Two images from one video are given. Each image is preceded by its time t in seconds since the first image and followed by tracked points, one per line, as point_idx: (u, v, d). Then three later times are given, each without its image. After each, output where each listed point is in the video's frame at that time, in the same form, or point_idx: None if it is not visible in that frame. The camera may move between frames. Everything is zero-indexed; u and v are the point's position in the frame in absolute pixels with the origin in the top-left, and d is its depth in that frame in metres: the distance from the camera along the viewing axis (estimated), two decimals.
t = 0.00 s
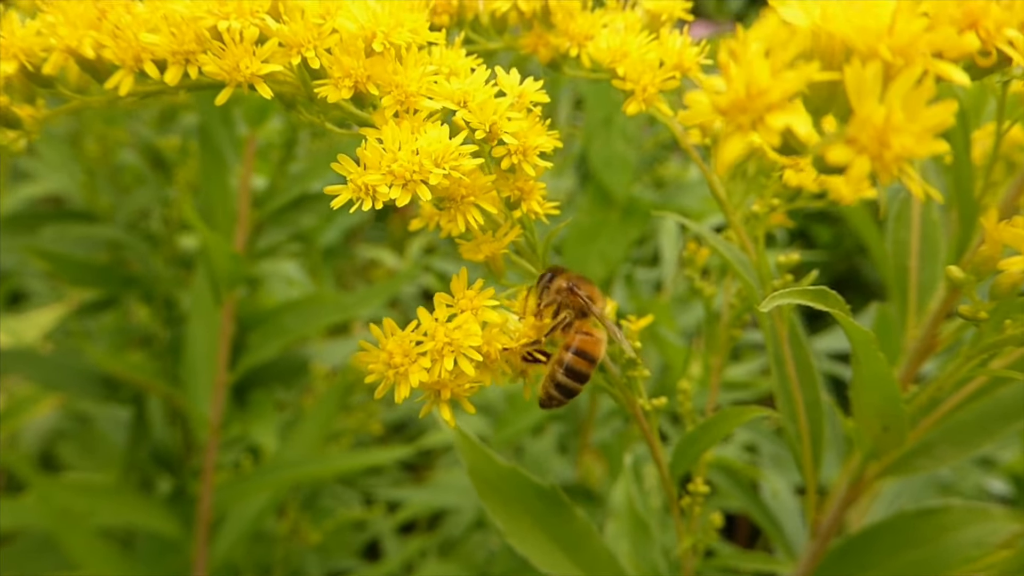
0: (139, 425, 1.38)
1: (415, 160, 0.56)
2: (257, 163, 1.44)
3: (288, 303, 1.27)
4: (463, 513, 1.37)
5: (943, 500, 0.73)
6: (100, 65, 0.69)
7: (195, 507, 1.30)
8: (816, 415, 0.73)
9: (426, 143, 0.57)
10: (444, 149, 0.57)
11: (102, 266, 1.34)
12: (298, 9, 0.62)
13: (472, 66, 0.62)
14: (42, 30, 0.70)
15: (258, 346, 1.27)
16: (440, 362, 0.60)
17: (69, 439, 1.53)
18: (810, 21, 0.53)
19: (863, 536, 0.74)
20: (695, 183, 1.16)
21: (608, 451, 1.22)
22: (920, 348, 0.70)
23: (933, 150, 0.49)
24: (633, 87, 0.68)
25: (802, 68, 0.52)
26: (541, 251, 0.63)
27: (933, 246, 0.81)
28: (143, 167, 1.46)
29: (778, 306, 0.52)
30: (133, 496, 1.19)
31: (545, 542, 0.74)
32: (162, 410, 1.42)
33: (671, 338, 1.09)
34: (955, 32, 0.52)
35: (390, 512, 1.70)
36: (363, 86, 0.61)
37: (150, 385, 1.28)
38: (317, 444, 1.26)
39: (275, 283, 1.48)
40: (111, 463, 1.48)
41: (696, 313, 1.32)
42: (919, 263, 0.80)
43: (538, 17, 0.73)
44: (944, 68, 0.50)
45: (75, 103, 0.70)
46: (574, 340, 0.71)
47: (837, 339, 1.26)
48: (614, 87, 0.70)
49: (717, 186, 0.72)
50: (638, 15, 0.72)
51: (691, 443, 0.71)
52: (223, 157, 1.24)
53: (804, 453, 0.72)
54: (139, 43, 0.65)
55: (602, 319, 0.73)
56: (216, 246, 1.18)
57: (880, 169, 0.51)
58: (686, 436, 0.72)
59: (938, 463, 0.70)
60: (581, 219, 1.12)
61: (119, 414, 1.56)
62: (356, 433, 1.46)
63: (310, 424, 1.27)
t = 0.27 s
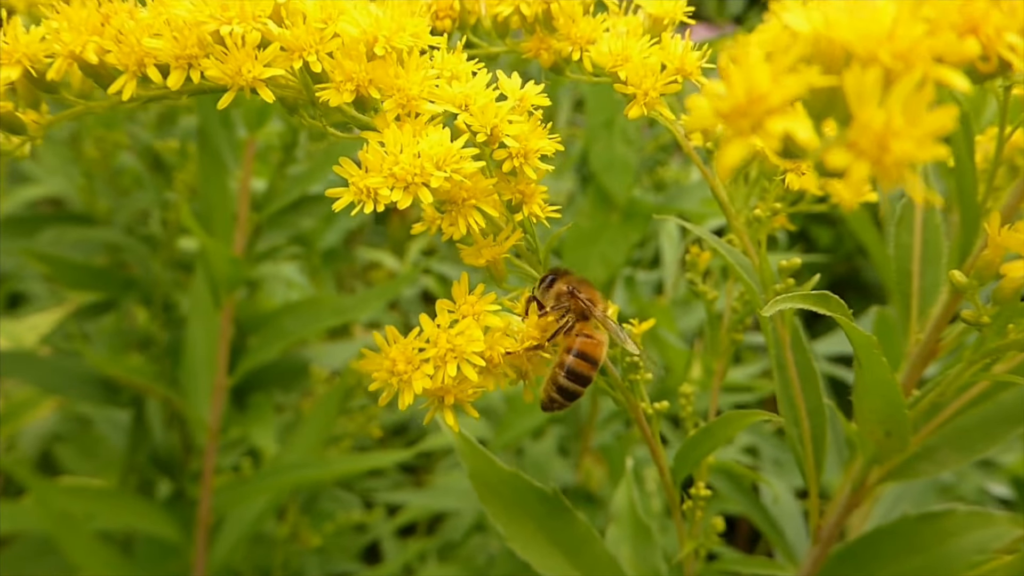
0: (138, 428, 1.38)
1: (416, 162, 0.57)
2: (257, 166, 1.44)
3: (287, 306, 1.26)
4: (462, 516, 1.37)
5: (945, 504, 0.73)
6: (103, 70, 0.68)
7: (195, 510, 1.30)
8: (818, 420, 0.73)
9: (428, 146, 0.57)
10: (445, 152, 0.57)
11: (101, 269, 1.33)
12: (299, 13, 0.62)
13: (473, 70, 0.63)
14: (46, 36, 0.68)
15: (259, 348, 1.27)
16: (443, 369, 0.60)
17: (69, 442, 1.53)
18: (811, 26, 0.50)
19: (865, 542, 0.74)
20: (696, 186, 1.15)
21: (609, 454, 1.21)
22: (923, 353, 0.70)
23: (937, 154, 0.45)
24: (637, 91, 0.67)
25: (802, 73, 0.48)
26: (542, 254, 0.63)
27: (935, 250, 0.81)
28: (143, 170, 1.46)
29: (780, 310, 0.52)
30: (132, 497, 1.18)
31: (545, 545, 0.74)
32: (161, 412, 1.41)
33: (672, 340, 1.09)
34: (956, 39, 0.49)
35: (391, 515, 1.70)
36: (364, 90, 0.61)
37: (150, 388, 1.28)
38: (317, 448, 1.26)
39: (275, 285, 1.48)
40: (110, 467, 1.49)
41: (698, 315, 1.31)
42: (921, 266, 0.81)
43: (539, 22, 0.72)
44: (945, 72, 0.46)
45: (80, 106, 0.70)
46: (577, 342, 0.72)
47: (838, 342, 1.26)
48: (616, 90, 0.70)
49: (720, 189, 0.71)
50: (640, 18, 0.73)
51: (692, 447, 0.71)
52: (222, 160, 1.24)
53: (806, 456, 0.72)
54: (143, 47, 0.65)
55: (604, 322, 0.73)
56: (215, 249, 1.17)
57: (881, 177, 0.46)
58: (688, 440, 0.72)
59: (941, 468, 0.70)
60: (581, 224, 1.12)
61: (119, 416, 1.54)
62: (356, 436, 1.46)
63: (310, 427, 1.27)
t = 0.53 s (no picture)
0: (137, 430, 1.37)
1: (421, 168, 0.56)
2: (256, 167, 1.43)
3: (287, 308, 1.26)
4: (463, 517, 1.36)
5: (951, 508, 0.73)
6: (98, 74, 0.68)
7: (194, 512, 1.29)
8: (823, 423, 0.73)
9: (433, 151, 0.57)
10: (450, 157, 0.57)
11: (100, 271, 1.33)
12: (299, 15, 0.62)
13: (476, 72, 0.62)
14: (39, 40, 0.68)
15: (259, 350, 1.26)
16: (448, 379, 0.59)
17: (68, 443, 1.52)
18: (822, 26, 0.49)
19: (870, 545, 0.73)
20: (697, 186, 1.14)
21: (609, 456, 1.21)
22: (929, 356, 0.69)
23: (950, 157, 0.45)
24: (641, 92, 0.67)
25: (814, 73, 0.48)
26: (546, 257, 0.62)
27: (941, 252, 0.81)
28: (142, 171, 1.45)
29: (786, 314, 0.53)
30: (131, 500, 1.17)
31: (547, 549, 0.74)
32: (161, 415, 1.41)
33: (673, 341, 1.09)
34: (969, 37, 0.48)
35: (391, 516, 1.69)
36: (367, 93, 0.60)
37: (149, 391, 1.27)
38: (317, 450, 1.26)
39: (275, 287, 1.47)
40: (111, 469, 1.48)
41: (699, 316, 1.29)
42: (927, 268, 0.80)
43: (541, 22, 0.72)
44: (960, 74, 0.46)
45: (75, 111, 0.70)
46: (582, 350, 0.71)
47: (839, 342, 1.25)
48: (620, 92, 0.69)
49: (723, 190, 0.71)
50: (644, 19, 0.72)
51: (696, 450, 0.70)
52: (221, 161, 1.24)
53: (811, 460, 0.71)
54: (138, 51, 0.64)
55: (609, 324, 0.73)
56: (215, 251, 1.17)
57: (895, 179, 0.47)
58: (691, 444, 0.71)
59: (946, 472, 0.70)
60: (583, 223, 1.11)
61: (117, 418, 1.50)
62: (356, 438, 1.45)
63: (310, 429, 1.26)
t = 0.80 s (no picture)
0: (138, 433, 1.37)
1: (437, 170, 0.56)
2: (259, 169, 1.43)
3: (291, 311, 1.25)
4: (465, 520, 1.35)
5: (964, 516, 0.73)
6: (111, 75, 0.67)
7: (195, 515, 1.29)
8: (836, 430, 0.73)
9: (449, 153, 0.56)
10: (467, 159, 0.56)
11: (102, 273, 1.32)
12: (315, 17, 0.61)
13: (492, 74, 0.62)
14: (51, 41, 0.68)
15: (261, 353, 1.25)
16: (465, 389, 0.59)
17: (69, 445, 1.52)
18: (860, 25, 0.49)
19: (883, 552, 0.74)
20: (702, 189, 1.14)
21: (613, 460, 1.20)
22: (944, 362, 0.68)
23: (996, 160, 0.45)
24: (656, 95, 0.67)
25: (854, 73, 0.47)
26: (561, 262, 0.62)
27: (958, 258, 0.80)
28: (144, 173, 1.45)
29: (806, 320, 0.53)
30: (133, 503, 1.16)
31: (556, 555, 0.73)
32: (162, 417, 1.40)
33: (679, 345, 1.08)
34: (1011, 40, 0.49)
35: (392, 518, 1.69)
36: (382, 95, 0.60)
37: (150, 394, 1.26)
38: (319, 452, 1.25)
39: (276, 289, 1.47)
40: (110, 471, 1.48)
41: (705, 317, 1.28)
42: (943, 273, 0.79)
43: (554, 24, 0.71)
44: (1003, 75, 0.46)
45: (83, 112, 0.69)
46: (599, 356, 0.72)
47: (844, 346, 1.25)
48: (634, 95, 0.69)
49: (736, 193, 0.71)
50: (656, 21, 0.72)
51: (709, 457, 0.70)
52: (224, 163, 1.23)
53: (825, 467, 0.71)
54: (152, 52, 0.63)
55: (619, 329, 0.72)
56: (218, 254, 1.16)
57: (938, 182, 0.46)
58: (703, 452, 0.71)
59: (962, 479, 0.69)
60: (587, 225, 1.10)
61: (119, 420, 1.49)
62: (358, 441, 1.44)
63: (312, 432, 1.26)
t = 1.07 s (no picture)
0: (137, 438, 1.36)
1: (430, 173, 0.55)
2: (258, 172, 1.42)
3: (291, 316, 1.24)
4: (465, 524, 1.34)
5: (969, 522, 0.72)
6: (107, 79, 0.67)
7: (194, 520, 1.28)
8: (839, 436, 0.72)
9: (443, 157, 0.56)
10: (461, 162, 0.56)
11: (100, 277, 1.32)
12: (310, 20, 0.61)
13: (488, 76, 0.61)
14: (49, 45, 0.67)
15: (261, 358, 1.24)
16: (460, 395, 0.58)
17: (68, 449, 1.51)
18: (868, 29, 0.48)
19: (887, 560, 0.73)
20: (704, 192, 1.13)
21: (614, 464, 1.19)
22: (950, 369, 0.68)
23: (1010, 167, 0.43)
24: (658, 100, 0.66)
25: (861, 81, 0.46)
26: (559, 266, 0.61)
27: (963, 262, 0.78)
28: (143, 177, 1.44)
29: (810, 327, 0.53)
30: (131, 510, 1.16)
31: (557, 562, 0.73)
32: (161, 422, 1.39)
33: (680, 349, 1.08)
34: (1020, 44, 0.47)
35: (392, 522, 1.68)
36: (377, 98, 0.60)
37: (149, 400, 1.25)
38: (318, 459, 1.24)
39: (276, 292, 1.46)
40: (110, 475, 1.47)
41: (705, 321, 1.27)
42: (947, 279, 0.78)
43: (555, 26, 0.71)
44: (1014, 81, 0.45)
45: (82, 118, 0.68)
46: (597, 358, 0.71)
47: (846, 350, 1.24)
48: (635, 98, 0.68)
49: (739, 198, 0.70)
50: (658, 24, 0.71)
51: (711, 463, 0.69)
52: (223, 167, 1.22)
53: (829, 474, 0.71)
54: (146, 55, 0.63)
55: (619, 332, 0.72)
56: (215, 259, 1.15)
57: (949, 191, 0.44)
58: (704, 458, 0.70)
59: (967, 487, 0.69)
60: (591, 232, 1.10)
61: (119, 425, 1.48)
62: (358, 445, 1.44)
63: (311, 437, 1.25)
